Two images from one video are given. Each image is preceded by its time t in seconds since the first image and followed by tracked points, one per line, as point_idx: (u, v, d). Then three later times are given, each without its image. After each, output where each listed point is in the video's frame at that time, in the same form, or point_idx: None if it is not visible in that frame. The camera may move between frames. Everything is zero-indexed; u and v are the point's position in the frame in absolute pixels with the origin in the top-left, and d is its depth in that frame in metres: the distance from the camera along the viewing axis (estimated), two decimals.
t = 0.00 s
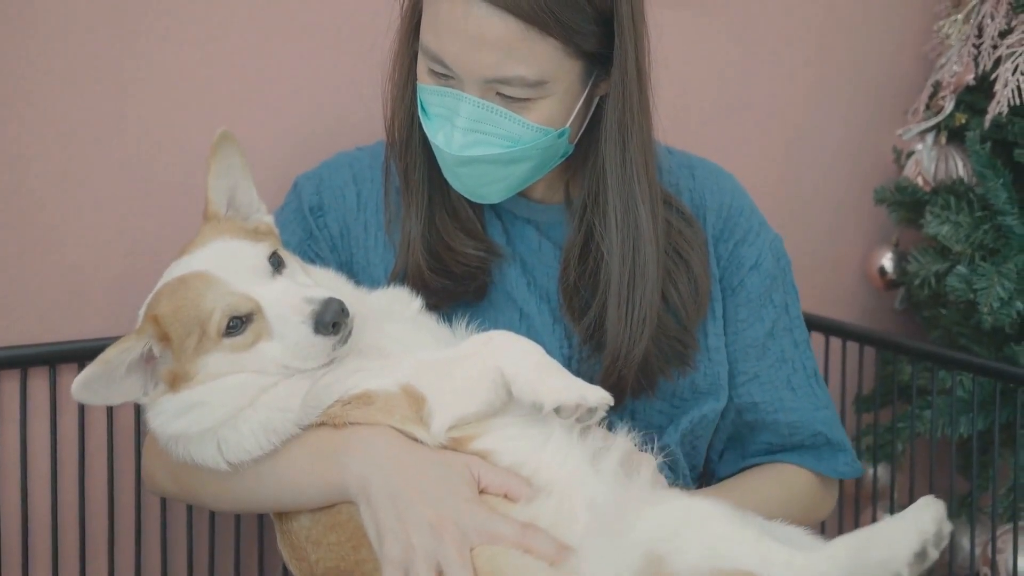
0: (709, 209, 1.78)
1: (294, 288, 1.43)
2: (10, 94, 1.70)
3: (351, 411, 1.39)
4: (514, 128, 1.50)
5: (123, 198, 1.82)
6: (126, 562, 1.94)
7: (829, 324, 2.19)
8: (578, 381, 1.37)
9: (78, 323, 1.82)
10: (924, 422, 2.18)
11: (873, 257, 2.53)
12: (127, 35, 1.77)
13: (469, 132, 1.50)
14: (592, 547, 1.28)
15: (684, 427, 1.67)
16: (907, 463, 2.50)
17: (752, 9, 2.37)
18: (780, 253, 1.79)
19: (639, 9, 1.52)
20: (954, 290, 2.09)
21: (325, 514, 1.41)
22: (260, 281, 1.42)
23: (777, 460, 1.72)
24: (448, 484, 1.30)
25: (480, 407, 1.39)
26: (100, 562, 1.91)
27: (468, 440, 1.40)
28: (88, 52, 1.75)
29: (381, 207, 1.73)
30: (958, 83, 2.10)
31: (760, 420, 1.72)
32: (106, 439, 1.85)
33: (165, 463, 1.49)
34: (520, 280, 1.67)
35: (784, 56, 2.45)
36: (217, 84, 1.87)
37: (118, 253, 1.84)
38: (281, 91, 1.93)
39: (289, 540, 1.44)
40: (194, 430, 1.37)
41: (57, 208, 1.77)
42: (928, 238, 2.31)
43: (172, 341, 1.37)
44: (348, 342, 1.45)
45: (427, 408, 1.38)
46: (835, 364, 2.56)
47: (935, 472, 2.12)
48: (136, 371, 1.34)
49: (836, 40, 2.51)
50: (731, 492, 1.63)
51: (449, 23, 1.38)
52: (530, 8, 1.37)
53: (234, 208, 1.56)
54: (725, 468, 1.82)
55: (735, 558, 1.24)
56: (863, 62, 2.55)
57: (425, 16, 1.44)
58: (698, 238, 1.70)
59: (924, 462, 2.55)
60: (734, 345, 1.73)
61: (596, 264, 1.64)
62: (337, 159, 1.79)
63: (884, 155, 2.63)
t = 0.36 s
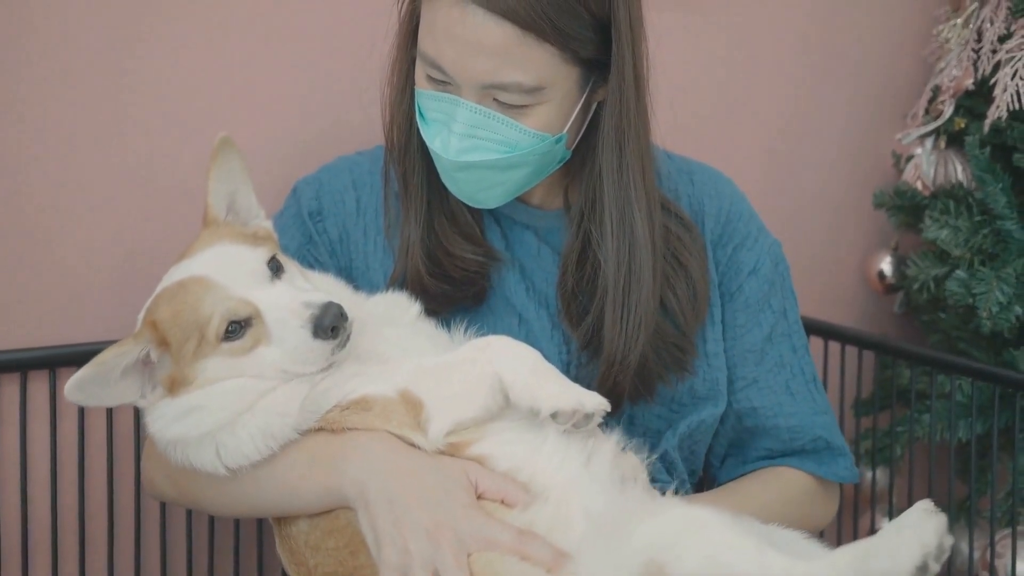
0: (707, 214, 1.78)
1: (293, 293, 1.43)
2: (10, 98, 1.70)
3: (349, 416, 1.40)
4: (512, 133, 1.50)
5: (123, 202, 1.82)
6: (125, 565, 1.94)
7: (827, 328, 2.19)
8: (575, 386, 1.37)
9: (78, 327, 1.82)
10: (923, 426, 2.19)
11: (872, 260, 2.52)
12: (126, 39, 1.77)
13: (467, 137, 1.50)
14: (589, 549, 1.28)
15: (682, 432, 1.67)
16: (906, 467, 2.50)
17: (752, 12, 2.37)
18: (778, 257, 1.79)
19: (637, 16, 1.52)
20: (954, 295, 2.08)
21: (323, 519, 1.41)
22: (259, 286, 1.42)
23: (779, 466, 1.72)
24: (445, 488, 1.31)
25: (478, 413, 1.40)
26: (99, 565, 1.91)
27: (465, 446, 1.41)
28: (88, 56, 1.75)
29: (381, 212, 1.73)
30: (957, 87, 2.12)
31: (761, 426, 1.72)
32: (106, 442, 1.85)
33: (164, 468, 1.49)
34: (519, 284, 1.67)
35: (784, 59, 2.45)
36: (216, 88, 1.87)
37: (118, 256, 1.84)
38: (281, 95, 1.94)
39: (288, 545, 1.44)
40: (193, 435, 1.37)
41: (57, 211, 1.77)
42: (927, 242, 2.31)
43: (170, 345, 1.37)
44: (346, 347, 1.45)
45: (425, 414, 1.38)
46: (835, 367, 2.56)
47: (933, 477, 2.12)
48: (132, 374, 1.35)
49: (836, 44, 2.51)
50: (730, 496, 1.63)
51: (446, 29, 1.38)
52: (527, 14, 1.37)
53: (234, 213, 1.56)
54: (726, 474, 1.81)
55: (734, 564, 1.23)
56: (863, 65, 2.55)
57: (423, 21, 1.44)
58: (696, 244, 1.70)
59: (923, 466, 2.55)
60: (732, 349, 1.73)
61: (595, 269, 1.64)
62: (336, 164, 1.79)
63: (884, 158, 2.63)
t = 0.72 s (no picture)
0: (707, 216, 1.78)
1: (290, 298, 1.43)
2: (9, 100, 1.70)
3: (348, 419, 1.40)
4: (509, 136, 1.50)
5: (122, 204, 1.83)
6: (125, 568, 1.94)
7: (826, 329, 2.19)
8: (572, 390, 1.37)
9: (78, 329, 1.83)
10: (923, 428, 2.19)
11: (872, 262, 2.52)
12: (125, 41, 1.78)
13: (465, 140, 1.50)
14: (587, 553, 1.28)
15: (682, 434, 1.67)
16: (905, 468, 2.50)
17: (752, 13, 2.37)
18: (777, 259, 1.79)
19: (636, 19, 1.52)
20: (953, 296, 2.08)
21: (323, 522, 1.41)
22: (256, 291, 1.42)
23: (778, 467, 1.72)
24: (444, 491, 1.31)
25: (476, 415, 1.39)
26: (98, 566, 1.91)
27: (463, 449, 1.41)
28: (88, 58, 1.75)
29: (380, 215, 1.73)
30: (957, 89, 2.11)
31: (761, 427, 1.72)
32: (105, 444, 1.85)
33: (164, 471, 1.49)
34: (518, 286, 1.67)
35: (784, 60, 2.45)
36: (216, 90, 1.87)
37: (117, 259, 1.84)
38: (280, 97, 1.94)
39: (288, 547, 1.45)
40: (192, 440, 1.38)
41: (57, 214, 1.77)
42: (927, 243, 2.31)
43: (168, 352, 1.37)
44: (344, 351, 1.45)
45: (423, 416, 1.39)
46: (835, 369, 2.55)
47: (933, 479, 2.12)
48: (130, 381, 1.36)
49: (836, 44, 2.50)
50: (729, 497, 1.63)
51: (445, 32, 1.38)
52: (525, 17, 1.37)
53: (230, 218, 1.56)
54: (725, 475, 1.82)
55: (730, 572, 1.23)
56: (863, 66, 2.55)
57: (421, 24, 1.44)
58: (696, 245, 1.70)
59: (923, 468, 2.55)
60: (731, 351, 1.73)
61: (595, 271, 1.64)
62: (334, 167, 1.79)
63: (884, 159, 2.63)
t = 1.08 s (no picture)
0: (705, 219, 1.79)
1: (290, 300, 1.43)
2: (8, 103, 1.70)
3: (348, 421, 1.40)
4: (507, 139, 1.50)
5: (122, 206, 1.83)
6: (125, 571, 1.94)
7: (824, 333, 2.19)
8: (572, 388, 1.37)
9: (76, 331, 1.83)
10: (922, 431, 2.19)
11: (872, 265, 2.52)
12: (125, 45, 1.78)
13: (464, 143, 1.50)
14: (587, 554, 1.28)
15: (679, 437, 1.67)
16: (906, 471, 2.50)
17: (751, 16, 2.37)
18: (776, 263, 1.79)
19: (633, 22, 1.53)
20: (953, 299, 2.09)
21: (322, 525, 1.41)
22: (257, 293, 1.42)
23: (772, 472, 1.72)
24: (444, 492, 1.31)
25: (476, 417, 1.39)
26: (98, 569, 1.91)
27: (463, 450, 1.40)
28: (88, 61, 1.75)
29: (379, 218, 1.73)
30: (957, 92, 2.11)
31: (755, 431, 1.72)
32: (105, 447, 1.85)
33: (163, 475, 1.49)
34: (516, 290, 1.67)
35: (784, 64, 2.45)
36: (216, 93, 1.87)
37: (117, 261, 1.84)
38: (280, 100, 1.94)
39: (287, 550, 1.45)
40: (192, 443, 1.38)
41: (56, 216, 1.77)
42: (927, 246, 2.31)
43: (169, 355, 1.37)
44: (344, 353, 1.45)
45: (423, 418, 1.38)
46: (834, 372, 2.55)
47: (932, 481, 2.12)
48: (134, 389, 1.36)
49: (835, 47, 2.50)
50: (725, 500, 1.63)
51: (444, 35, 1.38)
52: (524, 21, 1.37)
53: (230, 220, 1.56)
54: (720, 479, 1.82)
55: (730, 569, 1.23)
56: (862, 68, 2.55)
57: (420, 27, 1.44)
58: (693, 249, 1.70)
59: (922, 471, 2.55)
60: (728, 355, 1.73)
61: (591, 274, 1.64)
62: (333, 170, 1.79)
63: (883, 162, 2.63)
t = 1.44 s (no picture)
0: (704, 225, 1.79)
1: (291, 304, 1.43)
2: (8, 108, 1.70)
3: (347, 427, 1.39)
4: (507, 143, 1.50)
5: (121, 211, 1.82)
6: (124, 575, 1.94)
7: (824, 337, 2.19)
8: (573, 394, 1.35)
9: (75, 336, 1.82)
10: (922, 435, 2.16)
11: (871, 268, 2.52)
12: (125, 49, 1.78)
13: (464, 148, 1.50)
14: (588, 564, 1.28)
15: (679, 443, 1.67)
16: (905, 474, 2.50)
17: (751, 20, 2.37)
18: (775, 268, 1.80)
19: (633, 27, 1.53)
20: (952, 304, 2.09)
21: (320, 530, 1.41)
22: (259, 297, 1.42)
23: (775, 475, 1.72)
24: (442, 498, 1.31)
25: (475, 423, 1.39)
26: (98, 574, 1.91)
27: (461, 456, 1.41)
28: (87, 65, 1.75)
29: (379, 223, 1.73)
30: (956, 96, 2.10)
31: (757, 436, 1.72)
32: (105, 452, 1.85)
33: (163, 479, 1.49)
34: (515, 295, 1.67)
35: (783, 67, 2.45)
36: (215, 97, 1.87)
37: (116, 265, 1.84)
38: (279, 104, 1.94)
39: (286, 555, 1.44)
40: (193, 447, 1.37)
41: (55, 220, 1.77)
42: (927, 250, 2.31)
43: (170, 359, 1.37)
44: (345, 358, 1.44)
45: (422, 424, 1.38)
46: (834, 375, 2.55)
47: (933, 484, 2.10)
48: (139, 395, 1.35)
49: (835, 50, 2.50)
50: (725, 506, 1.62)
51: (442, 39, 1.38)
52: (523, 25, 1.37)
53: (232, 224, 1.56)
54: (722, 484, 1.82)
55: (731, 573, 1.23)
56: (862, 71, 2.55)
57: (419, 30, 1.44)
58: (693, 255, 1.70)
59: (921, 475, 2.55)
60: (728, 360, 1.73)
61: (590, 278, 1.64)
62: (333, 174, 1.79)
63: (883, 165, 2.63)
